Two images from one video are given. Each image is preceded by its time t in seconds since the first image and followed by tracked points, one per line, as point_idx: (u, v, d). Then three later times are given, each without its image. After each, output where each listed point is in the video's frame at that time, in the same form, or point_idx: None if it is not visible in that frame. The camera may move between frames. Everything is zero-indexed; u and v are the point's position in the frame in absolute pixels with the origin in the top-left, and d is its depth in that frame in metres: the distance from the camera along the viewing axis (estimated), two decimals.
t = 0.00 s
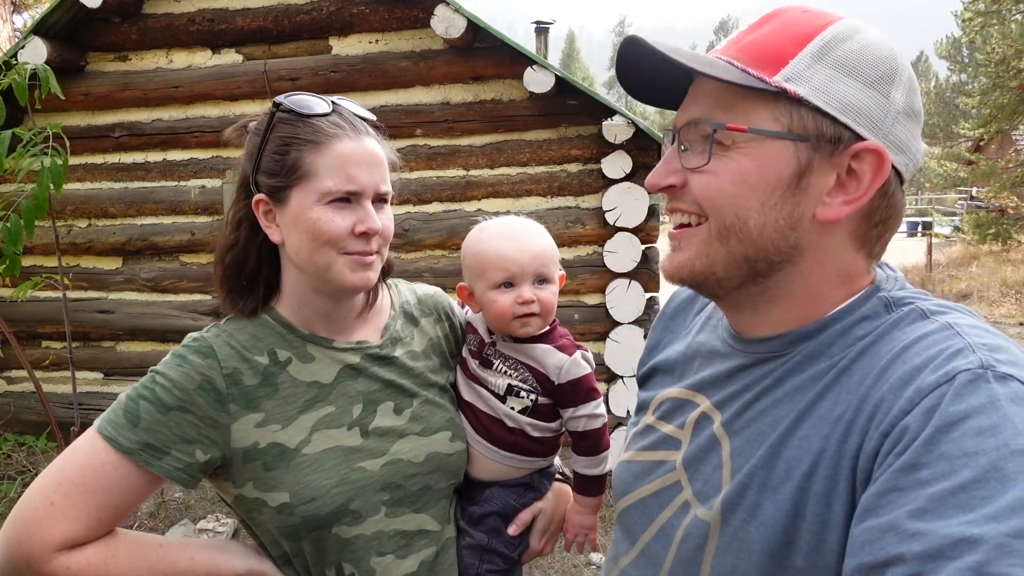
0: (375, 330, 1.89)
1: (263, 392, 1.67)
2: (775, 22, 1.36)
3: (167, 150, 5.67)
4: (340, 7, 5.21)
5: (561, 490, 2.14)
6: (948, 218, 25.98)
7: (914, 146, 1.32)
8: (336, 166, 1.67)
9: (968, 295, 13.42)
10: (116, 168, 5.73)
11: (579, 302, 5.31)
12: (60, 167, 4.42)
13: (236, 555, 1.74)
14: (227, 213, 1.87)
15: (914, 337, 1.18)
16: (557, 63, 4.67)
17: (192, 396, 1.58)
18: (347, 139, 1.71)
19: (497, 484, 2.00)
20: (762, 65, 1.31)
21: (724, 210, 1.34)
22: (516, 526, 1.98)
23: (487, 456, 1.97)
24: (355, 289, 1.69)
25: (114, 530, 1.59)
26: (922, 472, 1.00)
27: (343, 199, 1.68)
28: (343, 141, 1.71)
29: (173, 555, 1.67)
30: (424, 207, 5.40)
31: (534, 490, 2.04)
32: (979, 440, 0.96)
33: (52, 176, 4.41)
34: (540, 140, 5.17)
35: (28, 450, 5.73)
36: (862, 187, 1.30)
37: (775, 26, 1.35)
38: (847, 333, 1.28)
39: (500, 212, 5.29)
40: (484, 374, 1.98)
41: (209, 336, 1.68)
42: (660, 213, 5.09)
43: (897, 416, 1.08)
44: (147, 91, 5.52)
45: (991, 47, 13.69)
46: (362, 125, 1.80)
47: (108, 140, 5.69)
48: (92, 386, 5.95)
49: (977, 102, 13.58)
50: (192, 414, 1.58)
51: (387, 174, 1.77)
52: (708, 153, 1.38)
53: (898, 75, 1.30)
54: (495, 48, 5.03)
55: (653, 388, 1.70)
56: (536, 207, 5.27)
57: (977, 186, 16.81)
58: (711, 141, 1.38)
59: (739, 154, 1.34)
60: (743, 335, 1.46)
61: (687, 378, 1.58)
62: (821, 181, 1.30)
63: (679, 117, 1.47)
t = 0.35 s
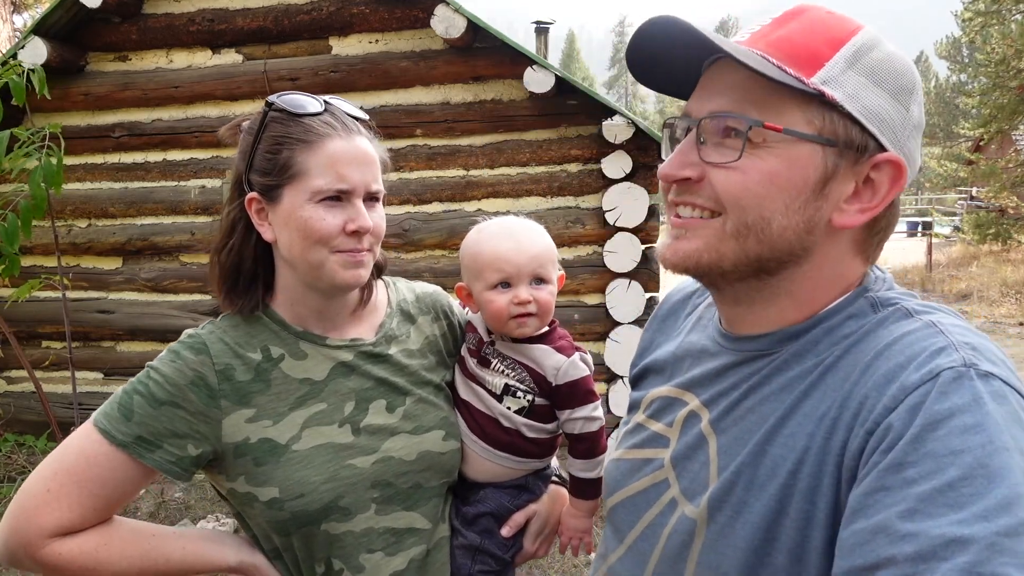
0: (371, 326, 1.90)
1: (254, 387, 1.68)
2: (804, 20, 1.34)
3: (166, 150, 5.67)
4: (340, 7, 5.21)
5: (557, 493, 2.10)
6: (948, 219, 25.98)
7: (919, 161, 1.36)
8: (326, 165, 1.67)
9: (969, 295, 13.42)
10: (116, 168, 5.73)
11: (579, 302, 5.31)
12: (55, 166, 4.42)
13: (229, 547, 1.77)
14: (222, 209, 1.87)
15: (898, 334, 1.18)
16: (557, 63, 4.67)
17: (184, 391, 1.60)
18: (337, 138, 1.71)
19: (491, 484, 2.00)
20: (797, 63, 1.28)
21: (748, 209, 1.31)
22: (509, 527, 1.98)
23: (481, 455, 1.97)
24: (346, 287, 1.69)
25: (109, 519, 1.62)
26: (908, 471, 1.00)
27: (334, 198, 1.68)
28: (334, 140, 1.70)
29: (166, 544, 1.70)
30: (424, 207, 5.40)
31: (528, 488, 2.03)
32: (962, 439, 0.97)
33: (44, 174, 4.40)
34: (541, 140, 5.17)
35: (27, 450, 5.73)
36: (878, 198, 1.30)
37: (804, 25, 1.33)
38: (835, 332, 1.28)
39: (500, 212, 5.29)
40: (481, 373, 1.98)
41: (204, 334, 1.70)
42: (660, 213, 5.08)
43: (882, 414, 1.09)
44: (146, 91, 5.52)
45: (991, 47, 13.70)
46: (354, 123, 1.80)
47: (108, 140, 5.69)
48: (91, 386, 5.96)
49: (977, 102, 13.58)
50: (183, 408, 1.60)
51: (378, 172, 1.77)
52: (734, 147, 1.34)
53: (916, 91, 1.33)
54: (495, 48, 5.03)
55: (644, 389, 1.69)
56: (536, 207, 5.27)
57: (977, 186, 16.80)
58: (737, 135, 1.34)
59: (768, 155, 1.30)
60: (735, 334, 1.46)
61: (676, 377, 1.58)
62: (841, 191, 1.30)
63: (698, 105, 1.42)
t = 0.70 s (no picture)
0: (363, 327, 1.89)
1: (247, 389, 1.68)
2: (787, 25, 1.31)
3: (166, 150, 5.67)
4: (340, 7, 5.20)
5: (552, 493, 2.08)
6: (948, 219, 25.99)
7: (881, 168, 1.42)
8: (308, 169, 1.67)
9: (969, 295, 13.42)
10: (116, 168, 5.73)
11: (578, 302, 5.31)
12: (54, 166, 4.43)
13: (225, 544, 1.77)
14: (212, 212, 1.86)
15: (862, 335, 1.19)
16: (557, 63, 4.66)
17: (176, 394, 1.61)
18: (320, 141, 1.71)
19: (485, 484, 2.00)
20: (798, 74, 1.25)
21: (756, 222, 1.26)
22: (502, 526, 1.97)
23: (475, 455, 1.97)
24: (332, 288, 1.69)
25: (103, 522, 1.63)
26: (876, 477, 1.00)
27: (318, 200, 1.68)
28: (316, 143, 1.70)
29: (160, 544, 1.71)
30: (424, 207, 5.40)
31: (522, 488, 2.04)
32: (928, 443, 0.97)
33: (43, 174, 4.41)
34: (540, 140, 5.16)
35: (27, 450, 5.73)
36: (856, 204, 1.32)
37: (790, 31, 1.30)
38: (800, 331, 1.29)
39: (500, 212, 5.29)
40: (476, 374, 1.98)
41: (196, 338, 1.70)
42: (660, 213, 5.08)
43: (845, 418, 1.09)
44: (146, 91, 5.52)
45: (992, 47, 13.70)
46: (337, 125, 1.79)
47: (107, 140, 5.69)
48: (91, 386, 5.96)
49: (978, 102, 13.59)
50: (177, 412, 1.60)
51: (362, 173, 1.76)
52: (737, 160, 1.29)
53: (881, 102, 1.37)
54: (495, 48, 5.02)
55: (627, 387, 1.67)
56: (536, 206, 5.27)
57: (978, 186, 16.81)
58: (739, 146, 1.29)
59: (774, 167, 1.26)
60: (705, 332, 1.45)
61: (654, 376, 1.57)
62: (832, 200, 1.30)
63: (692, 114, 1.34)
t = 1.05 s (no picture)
0: (362, 330, 1.88)
1: (247, 393, 1.68)
2: (759, 33, 1.30)
3: (166, 150, 5.67)
4: (340, 7, 5.20)
5: (551, 490, 2.10)
6: (947, 219, 26.01)
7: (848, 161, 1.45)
8: (302, 170, 1.67)
9: (968, 295, 13.43)
10: (116, 168, 5.73)
11: (579, 302, 5.31)
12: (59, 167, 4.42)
13: (225, 547, 1.76)
14: (206, 216, 1.86)
15: (840, 335, 1.19)
16: (557, 63, 4.66)
17: (176, 400, 1.60)
18: (313, 142, 1.71)
19: (487, 482, 2.00)
20: (788, 87, 1.24)
21: (760, 247, 1.26)
22: (505, 524, 1.98)
23: (475, 454, 1.98)
24: (329, 288, 1.69)
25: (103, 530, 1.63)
26: (859, 480, 1.00)
27: (312, 201, 1.68)
28: (309, 143, 1.70)
29: (162, 549, 1.71)
30: (424, 207, 5.40)
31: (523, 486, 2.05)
32: (908, 444, 0.98)
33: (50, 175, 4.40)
34: (540, 140, 5.16)
35: (27, 451, 5.73)
36: (831, 205, 1.36)
37: (760, 41, 1.29)
38: (777, 333, 1.29)
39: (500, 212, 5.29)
40: (472, 373, 1.99)
41: (195, 343, 1.69)
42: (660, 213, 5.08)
43: (824, 421, 1.09)
44: (146, 91, 5.52)
45: (991, 47, 13.72)
46: (329, 125, 1.79)
47: (107, 140, 5.69)
48: (91, 386, 5.96)
49: (978, 102, 13.59)
50: (178, 418, 1.60)
51: (355, 173, 1.76)
52: (738, 184, 1.27)
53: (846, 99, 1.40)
54: (495, 48, 5.02)
55: (608, 391, 1.69)
56: (536, 206, 5.27)
57: (977, 186, 16.82)
58: (738, 169, 1.27)
59: (775, 188, 1.26)
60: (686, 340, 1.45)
61: (636, 381, 1.58)
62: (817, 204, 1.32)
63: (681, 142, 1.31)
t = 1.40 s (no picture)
0: (363, 332, 1.97)
1: (248, 394, 1.76)
2: (754, 39, 1.38)
3: (168, 150, 5.75)
4: (341, 9, 5.28)
5: (553, 492, 2.18)
6: (946, 219, 26.09)
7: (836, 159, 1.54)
8: (309, 168, 1.76)
9: (966, 295, 13.50)
10: (118, 168, 5.82)
11: (578, 302, 5.39)
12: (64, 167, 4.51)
13: (226, 551, 1.85)
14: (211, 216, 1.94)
15: (837, 336, 1.25)
16: (556, 65, 4.74)
17: (176, 401, 1.68)
18: (320, 139, 1.80)
19: (489, 485, 2.09)
20: (786, 98, 1.32)
21: (758, 256, 1.34)
22: (507, 526, 2.06)
23: (477, 456, 2.06)
24: (334, 286, 1.78)
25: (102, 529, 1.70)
26: (860, 480, 1.05)
27: (318, 200, 1.77)
28: (316, 141, 1.79)
29: (162, 552, 1.79)
30: (424, 207, 5.48)
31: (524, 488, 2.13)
32: (908, 443, 1.02)
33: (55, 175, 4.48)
34: (540, 141, 5.24)
35: (30, 449, 5.81)
36: (823, 208, 1.45)
37: (757, 48, 1.36)
38: (773, 337, 1.36)
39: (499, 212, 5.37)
40: (474, 375, 2.08)
41: (197, 343, 1.78)
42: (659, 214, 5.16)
43: (825, 421, 1.14)
44: (148, 92, 5.61)
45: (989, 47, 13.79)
46: (335, 124, 1.87)
47: (109, 141, 5.78)
48: (94, 386, 6.05)
49: (975, 102, 13.66)
50: (178, 418, 1.68)
51: (360, 172, 1.85)
52: (738, 196, 1.35)
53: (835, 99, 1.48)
54: (494, 49, 5.09)
55: (600, 396, 1.77)
56: (535, 206, 5.35)
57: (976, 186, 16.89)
58: (737, 182, 1.35)
59: (774, 199, 1.34)
60: (682, 344, 1.52)
61: (630, 387, 1.66)
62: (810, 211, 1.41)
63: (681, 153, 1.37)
